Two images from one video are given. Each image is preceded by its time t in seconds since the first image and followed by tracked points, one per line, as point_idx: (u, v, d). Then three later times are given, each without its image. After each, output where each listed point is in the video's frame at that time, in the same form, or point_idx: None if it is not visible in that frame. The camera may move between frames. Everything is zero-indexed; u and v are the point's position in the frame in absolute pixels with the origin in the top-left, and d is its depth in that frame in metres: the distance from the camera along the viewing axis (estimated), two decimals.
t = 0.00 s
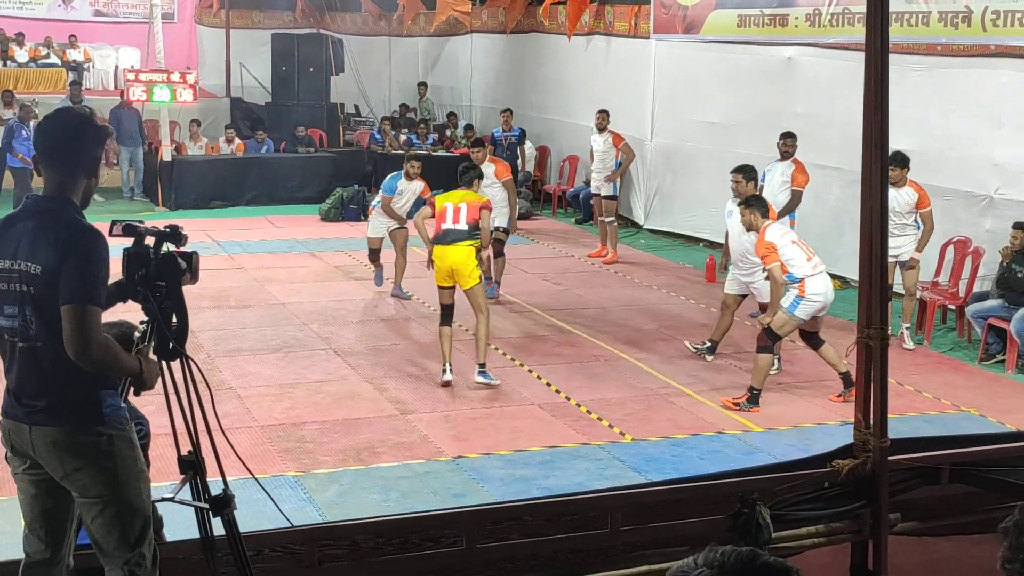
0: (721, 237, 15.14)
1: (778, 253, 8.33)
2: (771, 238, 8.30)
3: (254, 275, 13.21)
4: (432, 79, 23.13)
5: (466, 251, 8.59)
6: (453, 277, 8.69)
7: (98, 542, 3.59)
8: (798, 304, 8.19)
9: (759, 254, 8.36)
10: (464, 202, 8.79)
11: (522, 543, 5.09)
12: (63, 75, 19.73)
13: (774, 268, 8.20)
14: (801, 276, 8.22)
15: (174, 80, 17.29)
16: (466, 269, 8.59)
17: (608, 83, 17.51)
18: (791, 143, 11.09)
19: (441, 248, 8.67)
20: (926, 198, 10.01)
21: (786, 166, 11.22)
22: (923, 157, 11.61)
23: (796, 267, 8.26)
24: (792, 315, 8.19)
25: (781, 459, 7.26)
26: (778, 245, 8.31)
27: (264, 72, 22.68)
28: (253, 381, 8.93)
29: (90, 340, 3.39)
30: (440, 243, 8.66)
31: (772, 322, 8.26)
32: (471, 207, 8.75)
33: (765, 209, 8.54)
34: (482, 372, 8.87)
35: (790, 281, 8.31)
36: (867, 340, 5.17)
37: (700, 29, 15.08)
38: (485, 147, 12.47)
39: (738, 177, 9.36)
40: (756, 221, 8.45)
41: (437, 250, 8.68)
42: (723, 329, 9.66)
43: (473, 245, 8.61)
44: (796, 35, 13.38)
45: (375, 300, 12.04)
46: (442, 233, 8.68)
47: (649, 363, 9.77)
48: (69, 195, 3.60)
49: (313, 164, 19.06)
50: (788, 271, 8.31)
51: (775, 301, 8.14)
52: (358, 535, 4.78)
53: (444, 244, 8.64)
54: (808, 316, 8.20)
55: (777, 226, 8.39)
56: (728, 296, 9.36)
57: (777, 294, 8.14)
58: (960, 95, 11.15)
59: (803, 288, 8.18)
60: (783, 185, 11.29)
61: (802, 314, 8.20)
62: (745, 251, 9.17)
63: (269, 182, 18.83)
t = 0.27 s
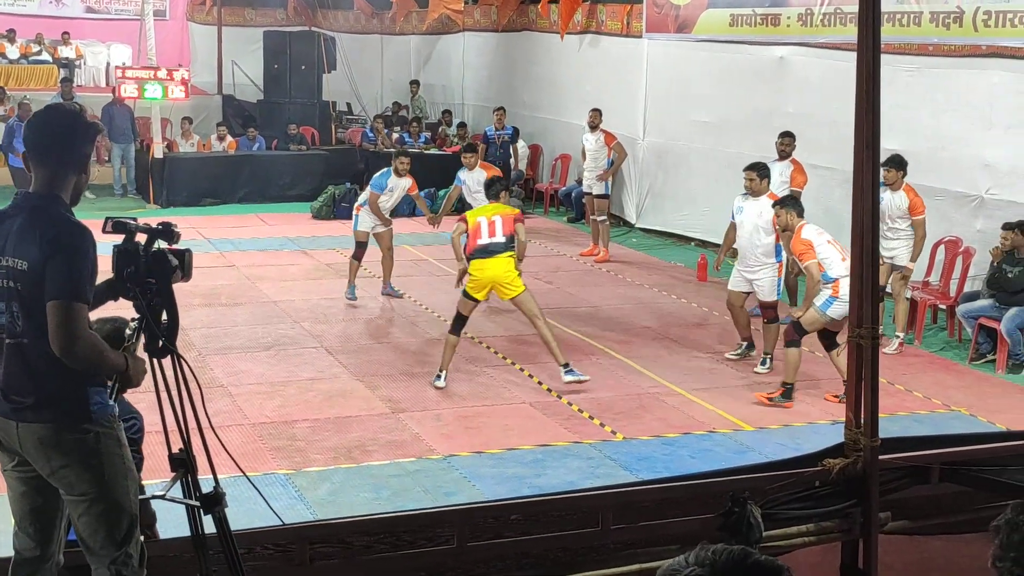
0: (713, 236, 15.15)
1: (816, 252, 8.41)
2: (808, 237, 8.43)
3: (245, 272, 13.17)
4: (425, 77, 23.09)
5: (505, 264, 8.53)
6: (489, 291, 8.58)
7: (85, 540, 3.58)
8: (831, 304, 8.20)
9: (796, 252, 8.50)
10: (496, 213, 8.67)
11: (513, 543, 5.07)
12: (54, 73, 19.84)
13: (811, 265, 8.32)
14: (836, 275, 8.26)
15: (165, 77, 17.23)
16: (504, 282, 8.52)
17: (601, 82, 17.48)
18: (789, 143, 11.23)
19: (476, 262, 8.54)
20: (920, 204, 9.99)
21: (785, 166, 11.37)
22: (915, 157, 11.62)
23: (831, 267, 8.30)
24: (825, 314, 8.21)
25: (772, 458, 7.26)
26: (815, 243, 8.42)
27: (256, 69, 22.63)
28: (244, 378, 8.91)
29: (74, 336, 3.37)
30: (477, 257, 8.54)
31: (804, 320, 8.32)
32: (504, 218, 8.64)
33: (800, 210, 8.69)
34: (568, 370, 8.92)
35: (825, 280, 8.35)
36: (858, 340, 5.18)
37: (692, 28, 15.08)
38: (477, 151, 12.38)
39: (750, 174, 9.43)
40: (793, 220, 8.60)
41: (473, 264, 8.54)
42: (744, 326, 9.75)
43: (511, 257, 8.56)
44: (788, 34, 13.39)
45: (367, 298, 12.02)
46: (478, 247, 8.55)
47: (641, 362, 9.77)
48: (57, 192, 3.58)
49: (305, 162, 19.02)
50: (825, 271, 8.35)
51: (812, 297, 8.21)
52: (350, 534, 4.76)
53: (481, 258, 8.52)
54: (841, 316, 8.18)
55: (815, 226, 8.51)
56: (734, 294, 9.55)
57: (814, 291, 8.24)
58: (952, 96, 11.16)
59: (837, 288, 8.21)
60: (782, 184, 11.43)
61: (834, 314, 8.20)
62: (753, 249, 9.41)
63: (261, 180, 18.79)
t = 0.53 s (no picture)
0: (708, 235, 15.16)
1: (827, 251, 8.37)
2: (818, 236, 8.39)
3: (239, 271, 13.14)
4: (419, 76, 23.08)
5: (561, 292, 8.32)
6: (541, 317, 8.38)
7: (75, 540, 3.57)
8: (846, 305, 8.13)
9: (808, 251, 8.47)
10: (546, 242, 8.46)
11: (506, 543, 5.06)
12: (49, 70, 19.67)
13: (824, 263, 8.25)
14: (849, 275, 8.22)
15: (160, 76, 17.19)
16: (559, 309, 8.32)
17: (596, 81, 17.48)
18: (791, 144, 11.22)
19: (532, 289, 8.29)
20: (915, 202, 9.97)
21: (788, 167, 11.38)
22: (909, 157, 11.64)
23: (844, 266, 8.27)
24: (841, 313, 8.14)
25: (766, 457, 7.27)
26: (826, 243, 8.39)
27: (251, 68, 22.60)
28: (238, 377, 8.89)
29: (63, 334, 3.37)
30: (532, 285, 8.27)
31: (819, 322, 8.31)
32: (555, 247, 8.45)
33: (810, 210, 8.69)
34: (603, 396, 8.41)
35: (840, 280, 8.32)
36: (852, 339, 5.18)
37: (687, 28, 15.09)
38: (473, 155, 12.00)
39: (754, 174, 9.48)
40: (802, 220, 8.60)
41: (527, 291, 8.28)
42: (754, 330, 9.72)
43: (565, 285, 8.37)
44: (782, 34, 13.41)
45: (362, 297, 12.00)
46: (532, 275, 8.31)
47: (635, 362, 9.77)
48: (50, 191, 3.57)
49: (300, 161, 19.01)
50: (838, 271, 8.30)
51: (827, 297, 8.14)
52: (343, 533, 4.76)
53: (537, 286, 8.27)
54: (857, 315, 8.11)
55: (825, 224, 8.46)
56: (742, 298, 9.59)
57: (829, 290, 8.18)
58: (946, 96, 11.18)
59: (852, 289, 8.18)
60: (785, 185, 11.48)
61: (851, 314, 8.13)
62: (754, 250, 9.42)
63: (255, 178, 18.76)
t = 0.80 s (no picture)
0: (706, 236, 15.16)
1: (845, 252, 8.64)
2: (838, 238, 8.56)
3: (238, 272, 13.14)
4: (417, 76, 23.07)
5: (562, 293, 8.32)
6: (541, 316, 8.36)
7: (71, 541, 3.57)
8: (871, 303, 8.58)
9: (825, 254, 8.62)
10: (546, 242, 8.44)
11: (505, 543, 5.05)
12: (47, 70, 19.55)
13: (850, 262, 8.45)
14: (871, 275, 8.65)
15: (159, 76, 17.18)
16: (560, 309, 8.29)
17: (595, 82, 17.48)
18: (795, 146, 11.10)
19: (532, 288, 8.29)
20: (916, 200, 9.97)
21: (792, 170, 11.33)
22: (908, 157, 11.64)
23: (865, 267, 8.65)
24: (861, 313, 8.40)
25: (764, 458, 7.27)
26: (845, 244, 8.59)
27: (249, 68, 22.58)
28: (237, 378, 8.90)
29: (58, 335, 3.37)
30: (532, 283, 8.29)
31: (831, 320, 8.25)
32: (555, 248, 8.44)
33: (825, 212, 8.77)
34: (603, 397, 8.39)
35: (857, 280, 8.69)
36: (850, 340, 5.20)
37: (685, 28, 15.09)
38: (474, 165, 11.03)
39: (754, 176, 9.47)
40: (819, 223, 8.70)
41: (528, 290, 8.28)
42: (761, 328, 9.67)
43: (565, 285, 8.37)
44: (781, 35, 13.41)
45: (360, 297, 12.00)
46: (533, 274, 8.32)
47: (634, 362, 9.78)
48: (47, 191, 3.56)
49: (299, 162, 18.99)
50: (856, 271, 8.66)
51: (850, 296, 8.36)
52: (343, 533, 4.76)
53: (537, 285, 8.28)
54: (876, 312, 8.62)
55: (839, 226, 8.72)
56: (750, 296, 9.61)
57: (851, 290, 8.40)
58: (944, 97, 11.19)
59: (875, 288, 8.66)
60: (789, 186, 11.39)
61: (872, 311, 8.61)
62: (758, 249, 9.45)
63: (254, 179, 18.76)
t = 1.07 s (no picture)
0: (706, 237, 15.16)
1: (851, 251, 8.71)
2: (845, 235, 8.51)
3: (238, 273, 13.14)
4: (417, 77, 23.07)
5: (548, 284, 8.34)
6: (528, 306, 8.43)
7: (69, 543, 3.57)
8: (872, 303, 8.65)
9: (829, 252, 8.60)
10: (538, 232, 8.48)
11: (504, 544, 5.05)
12: (47, 72, 19.59)
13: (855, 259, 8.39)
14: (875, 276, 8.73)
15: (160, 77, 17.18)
16: (545, 300, 8.33)
17: (595, 83, 17.48)
18: (799, 148, 11.13)
19: (519, 277, 8.37)
20: (916, 199, 10.02)
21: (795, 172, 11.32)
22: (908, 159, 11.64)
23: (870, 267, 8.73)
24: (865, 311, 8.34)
25: (764, 459, 7.27)
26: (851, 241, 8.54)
27: (249, 70, 22.59)
28: (237, 379, 8.90)
29: (54, 337, 3.37)
30: (519, 272, 8.37)
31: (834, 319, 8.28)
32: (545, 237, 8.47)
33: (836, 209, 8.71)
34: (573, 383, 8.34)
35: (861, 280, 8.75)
36: (850, 341, 5.20)
37: (685, 30, 15.10)
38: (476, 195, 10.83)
39: (761, 177, 9.40)
40: (829, 219, 8.63)
41: (515, 278, 8.38)
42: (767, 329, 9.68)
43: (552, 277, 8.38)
44: (780, 36, 13.42)
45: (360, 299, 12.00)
46: (521, 263, 8.39)
47: (634, 364, 9.78)
48: (46, 193, 3.56)
49: (299, 163, 19.00)
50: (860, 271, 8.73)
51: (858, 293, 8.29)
52: (343, 535, 4.76)
53: (524, 274, 8.35)
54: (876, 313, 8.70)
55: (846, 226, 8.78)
56: (757, 298, 9.53)
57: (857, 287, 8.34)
58: (944, 98, 11.20)
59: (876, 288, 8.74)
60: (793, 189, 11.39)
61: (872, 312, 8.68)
62: (768, 250, 9.42)
63: (254, 180, 18.77)
